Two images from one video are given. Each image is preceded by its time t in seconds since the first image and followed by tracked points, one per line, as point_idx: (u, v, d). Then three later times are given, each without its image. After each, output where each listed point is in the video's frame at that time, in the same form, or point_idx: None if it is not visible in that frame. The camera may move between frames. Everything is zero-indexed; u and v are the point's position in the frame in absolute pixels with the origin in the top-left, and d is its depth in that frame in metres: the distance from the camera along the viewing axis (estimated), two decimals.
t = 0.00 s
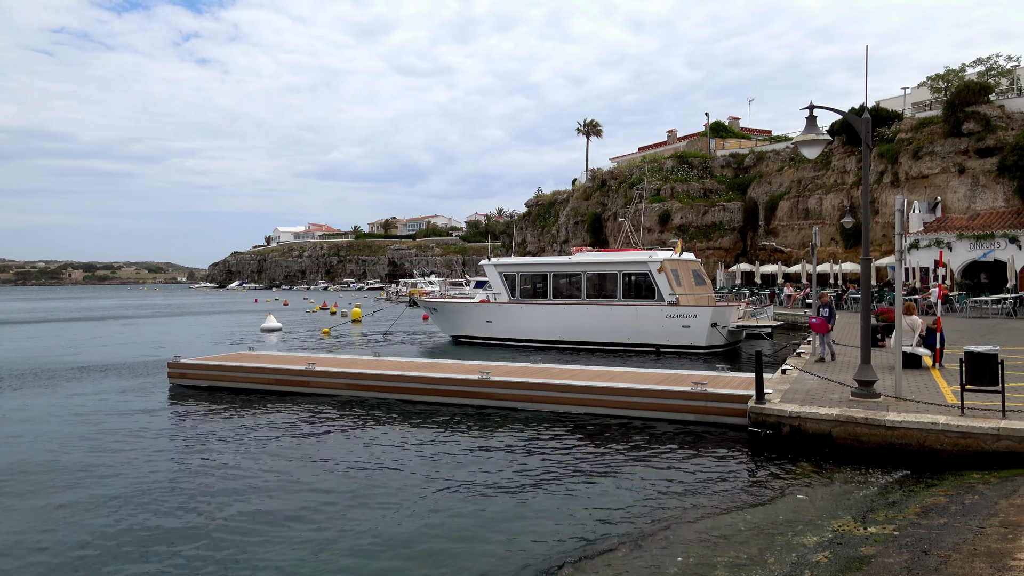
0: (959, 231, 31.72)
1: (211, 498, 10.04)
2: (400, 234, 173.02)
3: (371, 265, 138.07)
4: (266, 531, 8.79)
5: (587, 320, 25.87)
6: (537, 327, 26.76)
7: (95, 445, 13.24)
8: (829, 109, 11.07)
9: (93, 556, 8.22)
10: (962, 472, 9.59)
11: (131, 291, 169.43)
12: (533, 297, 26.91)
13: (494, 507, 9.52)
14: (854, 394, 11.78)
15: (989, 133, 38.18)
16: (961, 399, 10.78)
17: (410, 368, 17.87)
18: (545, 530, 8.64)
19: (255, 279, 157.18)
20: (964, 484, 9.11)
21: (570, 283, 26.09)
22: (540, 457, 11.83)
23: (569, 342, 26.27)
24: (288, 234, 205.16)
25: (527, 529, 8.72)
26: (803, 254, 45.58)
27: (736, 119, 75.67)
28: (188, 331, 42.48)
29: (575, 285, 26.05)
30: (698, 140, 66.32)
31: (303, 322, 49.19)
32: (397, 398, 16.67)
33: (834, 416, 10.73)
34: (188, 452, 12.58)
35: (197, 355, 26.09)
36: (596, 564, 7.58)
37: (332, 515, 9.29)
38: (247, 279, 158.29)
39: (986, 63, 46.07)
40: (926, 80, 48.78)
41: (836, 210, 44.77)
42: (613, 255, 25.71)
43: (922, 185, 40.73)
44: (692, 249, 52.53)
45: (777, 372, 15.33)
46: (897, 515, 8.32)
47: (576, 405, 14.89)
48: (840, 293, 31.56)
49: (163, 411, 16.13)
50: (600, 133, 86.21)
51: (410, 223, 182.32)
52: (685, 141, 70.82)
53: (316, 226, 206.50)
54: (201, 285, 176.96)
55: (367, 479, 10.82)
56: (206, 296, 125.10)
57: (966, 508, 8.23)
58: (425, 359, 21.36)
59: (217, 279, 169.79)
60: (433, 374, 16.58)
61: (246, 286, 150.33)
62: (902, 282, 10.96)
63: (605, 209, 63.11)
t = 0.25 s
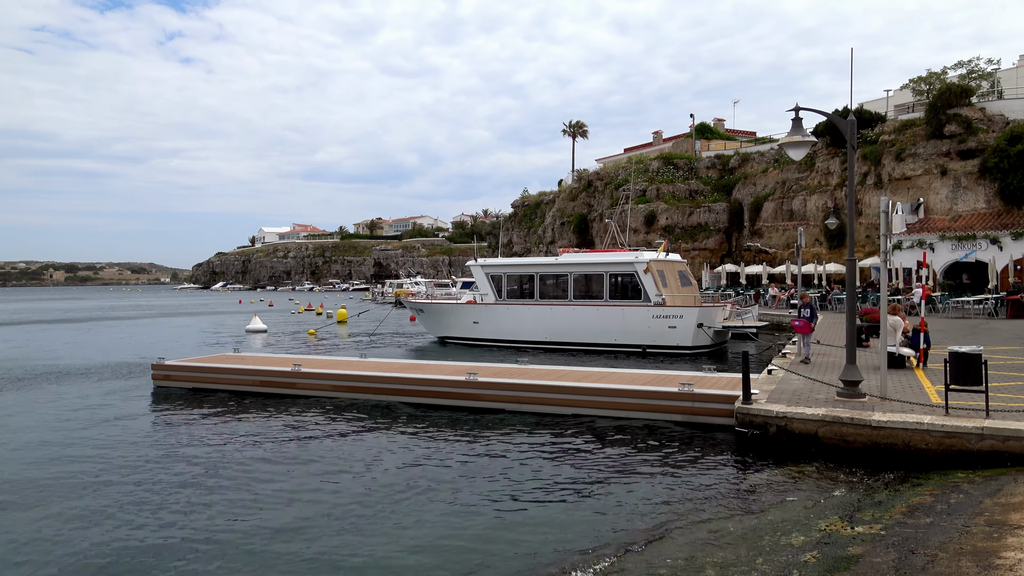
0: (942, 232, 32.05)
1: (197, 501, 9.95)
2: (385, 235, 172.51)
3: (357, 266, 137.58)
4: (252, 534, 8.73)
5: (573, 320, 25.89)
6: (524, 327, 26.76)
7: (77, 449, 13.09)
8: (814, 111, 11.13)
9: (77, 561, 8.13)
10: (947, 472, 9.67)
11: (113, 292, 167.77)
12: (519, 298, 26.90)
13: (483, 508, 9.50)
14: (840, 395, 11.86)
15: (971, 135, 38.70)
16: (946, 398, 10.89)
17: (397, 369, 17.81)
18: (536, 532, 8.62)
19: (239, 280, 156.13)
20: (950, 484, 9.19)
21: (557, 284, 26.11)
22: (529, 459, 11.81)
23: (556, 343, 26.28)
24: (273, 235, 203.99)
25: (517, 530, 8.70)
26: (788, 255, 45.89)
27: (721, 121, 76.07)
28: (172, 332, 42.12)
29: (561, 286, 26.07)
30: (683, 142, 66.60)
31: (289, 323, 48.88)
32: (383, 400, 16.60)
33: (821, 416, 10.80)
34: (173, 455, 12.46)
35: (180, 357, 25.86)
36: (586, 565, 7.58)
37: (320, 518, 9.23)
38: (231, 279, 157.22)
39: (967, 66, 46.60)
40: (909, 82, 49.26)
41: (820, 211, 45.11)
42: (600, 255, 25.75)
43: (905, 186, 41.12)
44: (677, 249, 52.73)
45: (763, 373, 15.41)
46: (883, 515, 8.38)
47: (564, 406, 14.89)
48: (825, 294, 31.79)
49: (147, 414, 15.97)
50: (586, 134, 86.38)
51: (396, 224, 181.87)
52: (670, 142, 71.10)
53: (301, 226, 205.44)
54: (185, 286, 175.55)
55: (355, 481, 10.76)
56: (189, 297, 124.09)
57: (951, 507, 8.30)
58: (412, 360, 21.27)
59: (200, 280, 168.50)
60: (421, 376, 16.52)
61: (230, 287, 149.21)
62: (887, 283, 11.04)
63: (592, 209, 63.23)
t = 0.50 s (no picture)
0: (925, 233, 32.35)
1: (184, 504, 9.89)
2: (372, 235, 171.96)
3: (343, 266, 137.06)
4: (240, 537, 8.69)
5: (560, 320, 25.92)
6: (511, 328, 26.76)
7: (62, 451, 12.97)
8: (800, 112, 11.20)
9: (62, 565, 8.06)
10: (933, 470, 9.75)
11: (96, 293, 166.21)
12: (507, 298, 26.90)
13: (472, 509, 9.48)
14: (826, 394, 11.94)
15: (954, 136, 39.04)
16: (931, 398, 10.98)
17: (384, 370, 17.76)
18: (525, 532, 8.63)
19: (224, 281, 155.15)
20: (936, 482, 9.27)
21: (544, 284, 26.14)
22: (518, 460, 11.79)
23: (543, 343, 26.30)
24: (258, 236, 202.85)
25: (507, 531, 8.69)
26: (773, 255, 46.18)
27: (707, 121, 76.44)
28: (156, 334, 41.80)
29: (548, 286, 26.10)
30: (669, 143, 66.86)
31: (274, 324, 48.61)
32: (371, 401, 16.53)
33: (807, 415, 10.87)
34: (159, 458, 12.36)
35: (165, 358, 25.67)
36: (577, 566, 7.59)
37: (308, 520, 9.20)
38: (216, 280, 156.20)
39: (950, 68, 47.06)
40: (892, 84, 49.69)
41: (805, 211, 45.43)
42: (587, 255, 25.80)
43: (889, 187, 41.49)
44: (664, 250, 52.92)
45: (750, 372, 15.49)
46: (870, 513, 8.45)
47: (552, 407, 14.89)
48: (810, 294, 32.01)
49: (131, 416, 15.84)
50: (573, 134, 86.51)
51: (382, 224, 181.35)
52: (657, 143, 71.35)
53: (287, 227, 204.38)
54: (169, 286, 174.21)
55: (343, 483, 10.72)
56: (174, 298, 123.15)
57: (937, 505, 8.38)
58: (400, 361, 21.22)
59: (185, 281, 167.28)
60: (408, 377, 16.47)
61: (215, 288, 148.23)
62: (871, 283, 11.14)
63: (578, 210, 63.36)
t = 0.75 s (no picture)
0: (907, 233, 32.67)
1: (168, 507, 9.80)
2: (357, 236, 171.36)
3: (328, 267, 136.52)
4: (226, 540, 8.62)
5: (547, 321, 25.94)
6: (498, 328, 26.75)
7: (44, 455, 12.82)
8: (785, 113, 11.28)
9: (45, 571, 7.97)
10: (917, 468, 9.84)
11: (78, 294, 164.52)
12: (493, 299, 26.89)
13: (460, 510, 9.46)
14: (811, 393, 12.01)
15: (935, 137, 39.42)
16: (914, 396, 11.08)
17: (370, 371, 17.69)
18: (513, 533, 8.62)
19: (208, 282, 154.04)
20: (920, 480, 9.36)
21: (531, 284, 26.15)
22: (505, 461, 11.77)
23: (529, 343, 26.31)
24: (242, 236, 201.60)
25: (495, 532, 8.68)
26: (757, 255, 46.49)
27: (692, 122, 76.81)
28: (139, 335, 41.42)
29: (535, 286, 26.12)
30: (654, 143, 67.13)
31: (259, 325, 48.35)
32: (357, 402, 16.46)
33: (793, 415, 10.94)
34: (143, 460, 12.24)
35: (149, 360, 25.45)
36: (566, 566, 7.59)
37: (295, 522, 9.14)
38: (200, 281, 155.06)
39: (931, 70, 47.56)
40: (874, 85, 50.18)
41: (789, 212, 45.77)
42: (573, 256, 25.84)
43: (871, 187, 41.89)
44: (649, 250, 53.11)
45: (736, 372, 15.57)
46: (855, 511, 8.52)
47: (539, 407, 14.89)
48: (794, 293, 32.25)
49: (114, 419, 15.69)
50: (558, 135, 86.65)
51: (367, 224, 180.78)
52: (642, 144, 71.61)
53: (271, 227, 203.26)
54: (152, 287, 172.73)
55: (330, 484, 10.65)
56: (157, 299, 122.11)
57: (922, 503, 8.46)
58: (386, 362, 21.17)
59: (168, 282, 165.92)
60: (395, 378, 16.41)
61: (199, 289, 147.14)
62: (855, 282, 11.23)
63: (564, 210, 63.48)
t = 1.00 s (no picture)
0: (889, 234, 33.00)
1: (152, 510, 9.71)
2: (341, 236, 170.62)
3: (312, 267, 135.83)
4: (210, 543, 8.56)
5: (532, 321, 25.96)
6: (483, 329, 26.73)
7: (24, 458, 12.67)
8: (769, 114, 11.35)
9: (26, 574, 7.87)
10: (900, 466, 9.93)
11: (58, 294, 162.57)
12: (478, 299, 26.86)
13: (448, 511, 9.45)
14: (795, 392, 12.09)
15: (916, 139, 39.82)
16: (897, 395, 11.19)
17: (356, 371, 17.62)
18: (501, 533, 8.62)
19: (190, 282, 152.76)
20: (903, 478, 9.45)
21: (516, 285, 26.15)
22: (492, 461, 11.77)
23: (515, 343, 26.32)
24: (225, 237, 200.12)
25: (481, 532, 8.69)
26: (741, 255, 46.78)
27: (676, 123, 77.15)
28: (120, 336, 40.99)
29: (521, 287, 26.12)
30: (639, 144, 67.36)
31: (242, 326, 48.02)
32: (343, 403, 16.39)
33: (778, 414, 11.00)
34: (125, 463, 12.12)
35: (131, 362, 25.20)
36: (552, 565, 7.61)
37: (280, 524, 9.10)
38: (182, 281, 153.76)
39: (911, 72, 48.04)
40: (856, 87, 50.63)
41: (772, 212, 46.09)
42: (558, 256, 25.87)
43: (853, 188, 42.27)
44: (634, 250, 53.27)
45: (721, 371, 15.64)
46: (840, 509, 8.58)
47: (526, 407, 14.89)
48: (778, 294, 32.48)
49: (96, 421, 15.52)
50: (543, 135, 86.73)
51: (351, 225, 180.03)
52: (626, 144, 71.84)
53: (255, 227, 201.97)
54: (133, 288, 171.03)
55: (316, 486, 10.60)
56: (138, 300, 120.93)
57: (905, 500, 8.54)
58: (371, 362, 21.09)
59: (150, 282, 164.38)
60: (381, 378, 16.35)
61: (181, 289, 145.90)
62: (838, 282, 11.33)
63: (549, 211, 63.55)
